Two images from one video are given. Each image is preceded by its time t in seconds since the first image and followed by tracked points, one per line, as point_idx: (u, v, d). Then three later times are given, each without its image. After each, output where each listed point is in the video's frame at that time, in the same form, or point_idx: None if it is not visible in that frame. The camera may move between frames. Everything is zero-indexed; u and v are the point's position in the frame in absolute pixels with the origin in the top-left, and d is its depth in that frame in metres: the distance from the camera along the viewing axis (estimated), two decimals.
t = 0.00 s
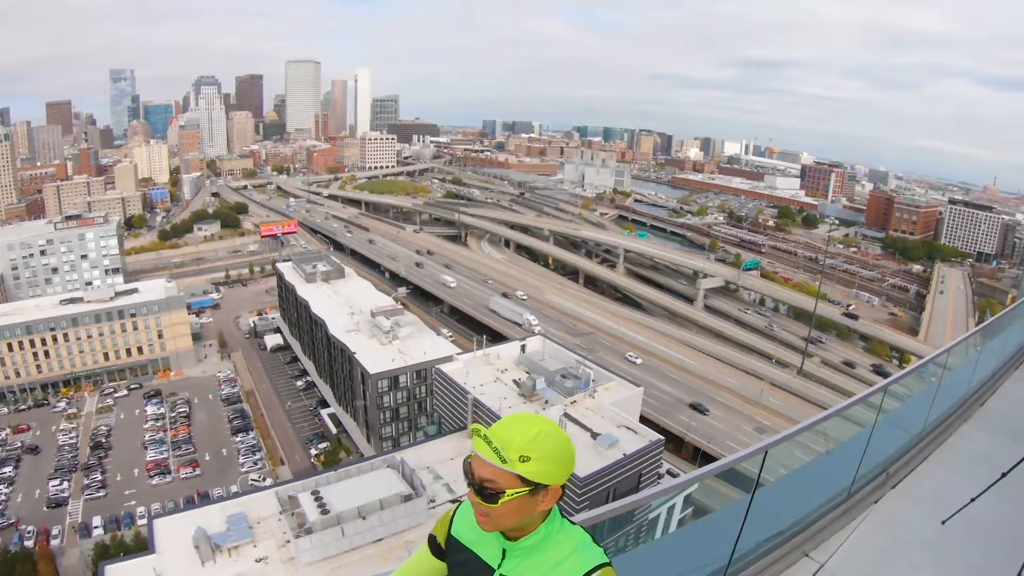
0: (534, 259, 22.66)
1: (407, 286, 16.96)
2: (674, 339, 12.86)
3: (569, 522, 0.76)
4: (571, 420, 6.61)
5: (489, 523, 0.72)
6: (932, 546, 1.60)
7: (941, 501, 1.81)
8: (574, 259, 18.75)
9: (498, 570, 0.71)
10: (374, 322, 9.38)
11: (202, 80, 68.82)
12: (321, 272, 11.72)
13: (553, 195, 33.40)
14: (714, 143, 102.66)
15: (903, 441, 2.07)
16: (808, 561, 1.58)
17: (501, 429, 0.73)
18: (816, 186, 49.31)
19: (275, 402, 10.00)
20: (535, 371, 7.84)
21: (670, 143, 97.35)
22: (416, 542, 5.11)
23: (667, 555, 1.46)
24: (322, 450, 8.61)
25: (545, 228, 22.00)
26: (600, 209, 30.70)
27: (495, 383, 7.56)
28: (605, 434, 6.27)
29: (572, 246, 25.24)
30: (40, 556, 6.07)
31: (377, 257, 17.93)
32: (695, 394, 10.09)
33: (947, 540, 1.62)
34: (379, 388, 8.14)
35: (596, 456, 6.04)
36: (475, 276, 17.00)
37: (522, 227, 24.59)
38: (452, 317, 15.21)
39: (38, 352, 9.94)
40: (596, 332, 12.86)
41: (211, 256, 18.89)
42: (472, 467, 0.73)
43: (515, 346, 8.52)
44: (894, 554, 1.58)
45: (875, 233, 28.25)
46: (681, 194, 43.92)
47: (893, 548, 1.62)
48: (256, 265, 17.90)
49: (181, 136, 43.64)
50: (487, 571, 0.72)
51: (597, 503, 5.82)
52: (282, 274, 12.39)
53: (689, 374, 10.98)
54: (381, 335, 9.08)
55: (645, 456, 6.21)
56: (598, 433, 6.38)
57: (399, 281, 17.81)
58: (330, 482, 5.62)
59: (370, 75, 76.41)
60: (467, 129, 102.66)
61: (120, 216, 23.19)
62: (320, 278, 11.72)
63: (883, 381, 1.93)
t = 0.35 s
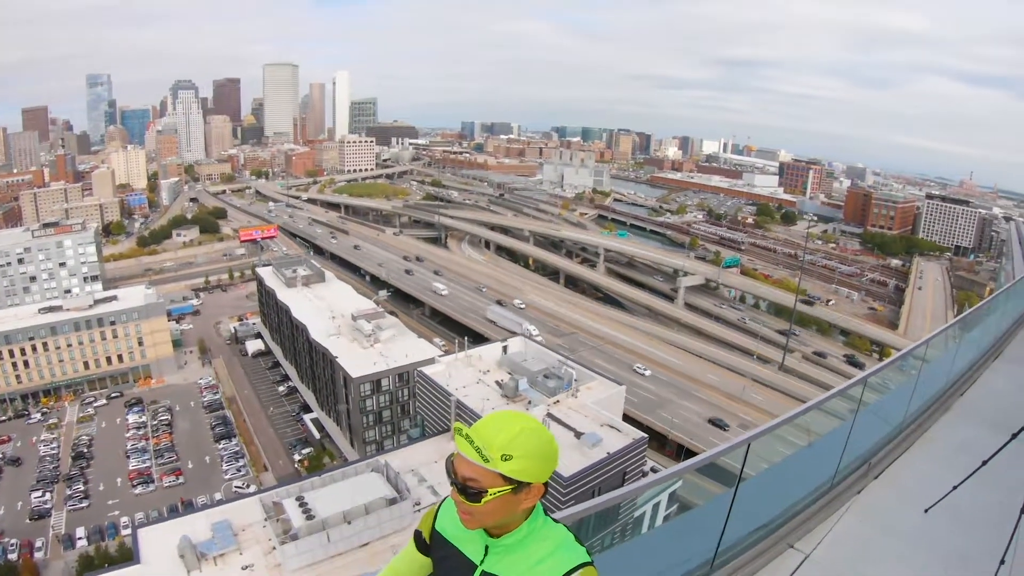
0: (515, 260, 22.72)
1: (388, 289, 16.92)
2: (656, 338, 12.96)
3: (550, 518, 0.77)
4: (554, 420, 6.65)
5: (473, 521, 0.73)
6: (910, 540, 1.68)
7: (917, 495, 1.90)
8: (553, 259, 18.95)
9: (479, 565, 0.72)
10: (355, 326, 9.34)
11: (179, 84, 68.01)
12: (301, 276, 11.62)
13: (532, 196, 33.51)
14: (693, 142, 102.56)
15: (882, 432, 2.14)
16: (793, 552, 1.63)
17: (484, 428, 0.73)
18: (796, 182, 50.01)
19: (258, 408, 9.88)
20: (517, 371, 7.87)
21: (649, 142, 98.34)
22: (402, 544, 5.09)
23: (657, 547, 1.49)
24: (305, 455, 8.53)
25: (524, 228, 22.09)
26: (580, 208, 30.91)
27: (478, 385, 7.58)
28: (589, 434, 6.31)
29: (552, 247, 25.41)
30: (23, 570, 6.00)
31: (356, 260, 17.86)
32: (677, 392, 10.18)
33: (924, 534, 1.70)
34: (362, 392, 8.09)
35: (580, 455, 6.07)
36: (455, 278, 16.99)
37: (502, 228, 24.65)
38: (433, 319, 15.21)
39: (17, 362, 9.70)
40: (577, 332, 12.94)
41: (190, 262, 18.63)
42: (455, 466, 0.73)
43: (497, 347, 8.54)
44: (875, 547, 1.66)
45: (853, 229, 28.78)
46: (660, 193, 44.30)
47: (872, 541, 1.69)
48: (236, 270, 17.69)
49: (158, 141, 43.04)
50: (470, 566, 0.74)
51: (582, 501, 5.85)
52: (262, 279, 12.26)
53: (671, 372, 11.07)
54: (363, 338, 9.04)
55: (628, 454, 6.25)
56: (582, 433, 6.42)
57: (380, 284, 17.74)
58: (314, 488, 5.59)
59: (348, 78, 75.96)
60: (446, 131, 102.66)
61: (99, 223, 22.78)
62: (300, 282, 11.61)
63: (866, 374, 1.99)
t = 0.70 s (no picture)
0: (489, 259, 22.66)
1: (362, 291, 16.71)
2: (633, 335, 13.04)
3: (551, 524, 0.73)
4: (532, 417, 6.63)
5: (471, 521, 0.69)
6: (890, 525, 1.70)
7: (893, 483, 1.92)
8: (524, 257, 19.05)
9: (478, 568, 0.68)
10: (330, 328, 9.18)
11: (147, 86, 66.52)
12: (274, 279, 11.38)
13: (506, 195, 33.49)
14: (665, 138, 102.62)
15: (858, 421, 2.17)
16: (775, 540, 1.62)
17: (484, 428, 0.69)
18: (767, 177, 50.98)
19: (234, 413, 9.63)
20: (493, 370, 7.86)
21: (621, 139, 99.44)
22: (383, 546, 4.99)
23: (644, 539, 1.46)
24: (283, 459, 8.33)
25: (497, 226, 22.09)
26: (552, 207, 31.04)
27: (455, 384, 7.52)
28: (566, 431, 6.34)
29: (525, 245, 25.44)
30: None
31: (330, 262, 17.59)
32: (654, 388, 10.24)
33: (901, 519, 1.72)
34: (338, 394, 7.95)
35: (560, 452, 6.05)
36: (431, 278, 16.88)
37: (475, 227, 24.58)
38: (408, 319, 15.10)
39: None
40: (552, 329, 12.95)
41: (162, 266, 18.15)
42: (454, 465, 0.70)
43: (472, 346, 8.50)
44: (855, 535, 1.66)
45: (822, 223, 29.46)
46: (633, 189, 44.75)
47: (852, 528, 1.70)
48: (209, 274, 17.27)
49: (124, 143, 41.90)
50: (468, 569, 0.70)
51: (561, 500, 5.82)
52: (234, 282, 11.97)
53: (647, 367, 11.15)
54: (337, 340, 8.89)
55: (606, 450, 6.26)
56: (560, 430, 6.41)
57: (354, 285, 17.52)
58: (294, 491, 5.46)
59: (319, 77, 74.80)
60: (417, 130, 102.52)
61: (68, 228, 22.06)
62: (273, 284, 11.37)
63: (840, 366, 2.02)
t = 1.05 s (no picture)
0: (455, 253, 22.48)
1: (329, 286, 16.36)
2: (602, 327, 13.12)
3: (570, 525, 0.69)
4: (500, 409, 6.59)
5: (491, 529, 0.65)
6: (865, 512, 1.75)
7: (866, 469, 1.98)
8: (489, 249, 18.99)
9: (498, 571, 0.64)
10: (296, 324, 8.93)
11: (107, 78, 64.09)
12: (240, 275, 11.02)
13: (473, 188, 33.28)
14: (630, 131, 102.64)
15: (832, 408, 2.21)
16: (756, 527, 1.67)
17: (500, 431, 0.66)
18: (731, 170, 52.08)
19: (201, 412, 9.32)
20: (461, 364, 7.79)
21: (587, 133, 100.12)
22: (355, 543, 5.03)
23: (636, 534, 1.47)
24: (252, 457, 8.10)
25: (463, 219, 21.95)
26: (518, 200, 31.01)
27: (423, 378, 7.41)
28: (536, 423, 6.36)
29: (491, 238, 25.34)
30: None
31: (297, 258, 17.17)
32: (620, 379, 10.34)
33: (874, 506, 1.77)
34: (306, 390, 7.77)
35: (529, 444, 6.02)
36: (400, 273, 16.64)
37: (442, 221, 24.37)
38: (375, 314, 14.86)
39: None
40: (520, 322, 12.91)
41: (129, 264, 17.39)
42: (470, 471, 0.67)
43: (440, 340, 8.36)
44: (832, 522, 1.70)
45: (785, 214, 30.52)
46: (600, 182, 45.10)
47: (829, 518, 1.74)
48: (174, 270, 16.65)
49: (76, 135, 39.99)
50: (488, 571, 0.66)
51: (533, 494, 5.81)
52: (199, 279, 11.56)
53: (616, 359, 11.22)
54: (304, 336, 8.66)
55: (577, 441, 6.24)
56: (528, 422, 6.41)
57: (321, 281, 17.15)
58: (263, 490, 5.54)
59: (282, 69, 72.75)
60: (382, 123, 102.77)
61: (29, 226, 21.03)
62: (239, 281, 11.01)
63: (818, 355, 2.04)
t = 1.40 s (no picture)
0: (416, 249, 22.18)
1: (289, 284, 15.90)
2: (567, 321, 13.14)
3: (575, 525, 0.70)
4: (464, 406, 6.52)
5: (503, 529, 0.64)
6: (838, 498, 1.77)
7: (836, 455, 2.01)
8: (450, 245, 18.81)
9: (507, 573, 0.64)
10: (257, 322, 8.63)
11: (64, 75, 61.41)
12: (200, 273, 10.57)
13: (433, 183, 32.89)
14: (590, 125, 102.70)
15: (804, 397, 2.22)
16: (734, 515, 1.67)
17: (512, 427, 0.65)
18: (690, 164, 53.21)
19: (161, 414, 8.97)
20: (424, 360, 7.68)
21: (547, 127, 100.65)
22: (320, 542, 5.00)
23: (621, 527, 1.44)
24: (216, 458, 7.83)
25: (424, 215, 21.68)
26: (479, 195, 30.86)
27: (386, 375, 7.26)
28: (499, 417, 6.33)
29: (453, 234, 25.13)
30: None
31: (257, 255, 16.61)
32: (583, 372, 10.39)
33: (846, 492, 1.80)
34: (268, 390, 7.53)
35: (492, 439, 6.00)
36: (364, 268, 16.32)
37: (401, 216, 24.03)
38: (337, 311, 14.50)
39: None
40: (484, 317, 12.80)
41: (89, 262, 16.53)
42: (484, 470, 0.65)
43: (403, 337, 8.20)
44: (806, 509, 1.72)
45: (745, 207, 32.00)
46: (561, 177, 45.38)
47: (802, 503, 1.75)
48: (134, 269, 15.96)
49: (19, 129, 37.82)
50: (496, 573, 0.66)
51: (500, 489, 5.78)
52: (158, 277, 11.05)
53: (578, 352, 11.26)
54: (266, 334, 8.38)
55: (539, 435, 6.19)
56: (492, 417, 6.38)
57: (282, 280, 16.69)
58: (229, 491, 5.45)
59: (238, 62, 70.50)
60: (342, 119, 102.13)
61: None
62: (199, 279, 10.56)
63: (790, 344, 2.03)
